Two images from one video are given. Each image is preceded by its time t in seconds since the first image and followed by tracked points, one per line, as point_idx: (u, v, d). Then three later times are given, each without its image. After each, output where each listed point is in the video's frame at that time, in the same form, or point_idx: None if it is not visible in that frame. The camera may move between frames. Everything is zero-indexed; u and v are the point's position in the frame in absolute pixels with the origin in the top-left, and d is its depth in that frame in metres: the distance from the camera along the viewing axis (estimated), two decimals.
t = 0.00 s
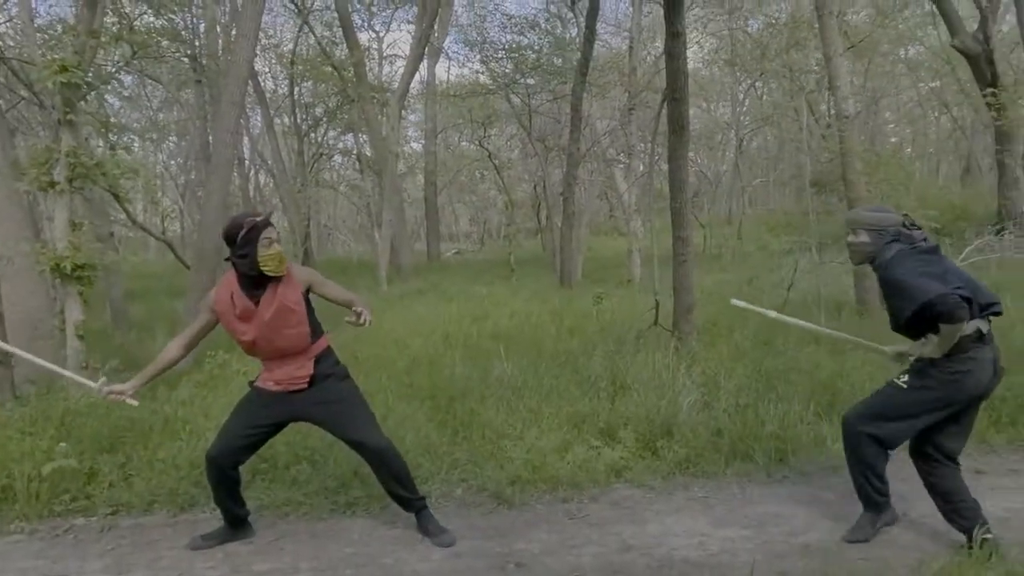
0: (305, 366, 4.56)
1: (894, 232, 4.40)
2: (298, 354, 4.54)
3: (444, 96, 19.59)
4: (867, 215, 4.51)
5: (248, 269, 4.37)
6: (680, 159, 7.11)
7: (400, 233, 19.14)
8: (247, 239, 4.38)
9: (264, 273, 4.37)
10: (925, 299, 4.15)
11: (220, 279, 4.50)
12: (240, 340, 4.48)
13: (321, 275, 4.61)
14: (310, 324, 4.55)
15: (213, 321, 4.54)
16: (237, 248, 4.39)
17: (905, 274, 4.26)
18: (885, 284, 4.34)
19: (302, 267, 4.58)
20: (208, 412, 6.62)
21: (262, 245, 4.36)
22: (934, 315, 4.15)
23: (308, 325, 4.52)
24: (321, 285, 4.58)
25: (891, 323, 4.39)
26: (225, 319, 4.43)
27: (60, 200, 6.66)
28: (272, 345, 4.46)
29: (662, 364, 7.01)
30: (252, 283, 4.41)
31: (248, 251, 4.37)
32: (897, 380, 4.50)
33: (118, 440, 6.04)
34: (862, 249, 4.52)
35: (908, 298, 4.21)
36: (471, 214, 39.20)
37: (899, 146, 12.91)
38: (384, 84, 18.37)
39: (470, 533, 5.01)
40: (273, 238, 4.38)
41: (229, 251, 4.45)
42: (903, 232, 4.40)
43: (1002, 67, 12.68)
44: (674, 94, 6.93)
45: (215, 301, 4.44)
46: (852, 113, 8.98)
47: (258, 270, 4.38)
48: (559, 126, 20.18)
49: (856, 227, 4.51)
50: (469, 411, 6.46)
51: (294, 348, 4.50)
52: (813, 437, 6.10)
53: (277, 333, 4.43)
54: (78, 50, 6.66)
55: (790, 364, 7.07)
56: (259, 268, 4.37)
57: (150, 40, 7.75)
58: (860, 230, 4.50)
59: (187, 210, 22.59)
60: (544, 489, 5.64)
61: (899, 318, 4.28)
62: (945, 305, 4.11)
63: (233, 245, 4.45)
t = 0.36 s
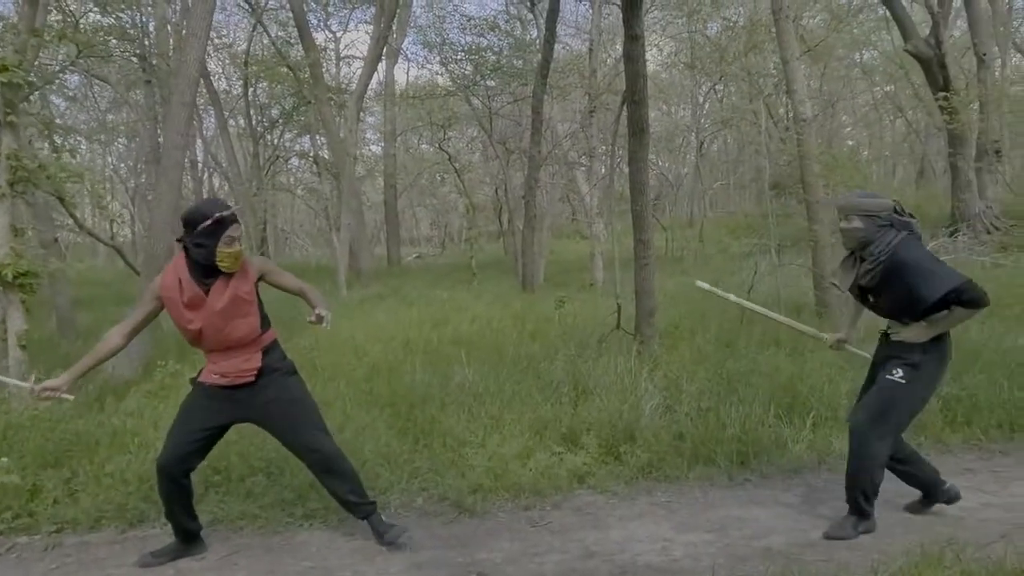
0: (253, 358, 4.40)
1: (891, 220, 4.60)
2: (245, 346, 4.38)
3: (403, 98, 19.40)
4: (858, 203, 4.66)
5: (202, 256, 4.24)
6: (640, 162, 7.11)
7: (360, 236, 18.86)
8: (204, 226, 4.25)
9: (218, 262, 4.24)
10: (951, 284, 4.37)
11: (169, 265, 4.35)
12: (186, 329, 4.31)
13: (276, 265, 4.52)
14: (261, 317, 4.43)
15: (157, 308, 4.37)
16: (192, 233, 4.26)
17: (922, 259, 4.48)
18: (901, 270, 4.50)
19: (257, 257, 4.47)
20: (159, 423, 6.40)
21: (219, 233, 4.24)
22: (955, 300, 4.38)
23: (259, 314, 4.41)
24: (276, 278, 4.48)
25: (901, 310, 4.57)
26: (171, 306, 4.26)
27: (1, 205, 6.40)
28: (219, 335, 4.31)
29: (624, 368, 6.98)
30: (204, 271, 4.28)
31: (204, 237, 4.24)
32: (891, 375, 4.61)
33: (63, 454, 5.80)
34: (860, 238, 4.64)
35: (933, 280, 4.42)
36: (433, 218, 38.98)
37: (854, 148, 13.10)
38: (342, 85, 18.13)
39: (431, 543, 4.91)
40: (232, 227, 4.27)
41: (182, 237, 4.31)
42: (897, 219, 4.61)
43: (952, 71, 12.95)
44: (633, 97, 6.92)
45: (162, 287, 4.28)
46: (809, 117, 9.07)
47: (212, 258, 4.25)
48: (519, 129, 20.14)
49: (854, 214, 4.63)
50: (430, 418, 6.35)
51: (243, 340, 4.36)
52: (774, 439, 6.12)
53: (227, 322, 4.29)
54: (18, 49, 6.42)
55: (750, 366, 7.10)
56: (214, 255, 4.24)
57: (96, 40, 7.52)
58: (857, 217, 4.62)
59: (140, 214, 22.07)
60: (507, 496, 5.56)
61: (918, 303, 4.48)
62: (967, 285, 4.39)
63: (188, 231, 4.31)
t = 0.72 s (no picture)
0: (280, 350, 4.40)
1: (936, 203, 4.85)
2: (271, 337, 4.37)
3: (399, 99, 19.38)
4: (902, 188, 4.89)
5: (239, 239, 4.24)
6: (635, 161, 7.12)
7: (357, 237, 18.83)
8: (241, 207, 4.24)
9: (257, 245, 4.24)
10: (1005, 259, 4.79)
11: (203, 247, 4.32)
12: (218, 314, 4.30)
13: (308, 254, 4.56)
14: (291, 306, 4.45)
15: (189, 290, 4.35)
16: (230, 214, 4.25)
17: (976, 235, 4.83)
18: (962, 245, 4.79)
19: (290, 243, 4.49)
20: (155, 426, 6.39)
21: (257, 214, 4.24)
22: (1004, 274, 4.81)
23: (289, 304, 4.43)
24: (306, 265, 4.54)
25: (964, 285, 4.78)
26: (203, 290, 4.25)
27: None
28: (250, 323, 4.29)
29: (620, 368, 6.99)
30: (239, 255, 4.27)
31: (241, 219, 4.23)
32: (954, 362, 4.85)
33: (59, 458, 5.79)
34: (910, 222, 4.85)
35: (993, 255, 4.78)
36: (429, 220, 38.92)
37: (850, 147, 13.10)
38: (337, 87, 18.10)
39: (428, 545, 4.91)
40: (270, 208, 4.26)
41: (219, 217, 4.29)
42: (940, 205, 4.88)
43: (947, 70, 12.95)
44: (629, 97, 6.93)
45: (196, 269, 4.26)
46: (805, 116, 9.07)
47: (250, 242, 4.25)
48: (515, 129, 20.09)
49: (904, 199, 4.84)
50: (427, 420, 6.36)
51: (272, 329, 4.36)
52: (771, 439, 6.13)
53: (260, 310, 4.30)
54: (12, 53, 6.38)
55: (746, 364, 7.11)
56: (252, 239, 4.24)
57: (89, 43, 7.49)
58: (906, 202, 4.85)
59: (135, 217, 21.99)
60: (504, 498, 5.58)
61: (983, 275, 4.77)
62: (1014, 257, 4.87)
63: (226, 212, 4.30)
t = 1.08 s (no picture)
0: (281, 343, 4.25)
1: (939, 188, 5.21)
2: (277, 326, 4.24)
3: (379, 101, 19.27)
4: (907, 171, 5.22)
5: (252, 216, 4.18)
6: (614, 165, 7.16)
7: (336, 239, 18.74)
8: (254, 181, 4.21)
9: (270, 219, 4.20)
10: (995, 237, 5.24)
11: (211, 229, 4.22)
12: (226, 298, 4.15)
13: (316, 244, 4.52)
14: (295, 296, 4.36)
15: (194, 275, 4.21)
16: (242, 190, 4.21)
17: (972, 216, 5.25)
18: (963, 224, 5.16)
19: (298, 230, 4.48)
20: (129, 431, 6.35)
21: (268, 188, 4.21)
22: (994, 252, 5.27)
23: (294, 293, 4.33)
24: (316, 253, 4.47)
25: (971, 261, 5.08)
26: (214, 271, 4.12)
27: None
28: (259, 307, 4.17)
29: (599, 370, 7.02)
30: (252, 234, 4.21)
31: (253, 191, 4.19)
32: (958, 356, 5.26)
33: (31, 465, 5.74)
34: (919, 203, 5.16)
35: (987, 233, 5.23)
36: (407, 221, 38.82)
37: (824, 153, 13.24)
38: (315, 90, 18.03)
39: (406, 549, 4.91)
40: (279, 180, 4.24)
41: (232, 196, 4.24)
42: (942, 189, 5.23)
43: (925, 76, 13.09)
44: (607, 101, 6.98)
45: (206, 250, 4.14)
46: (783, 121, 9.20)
47: (263, 219, 4.20)
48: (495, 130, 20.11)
49: (915, 181, 5.15)
50: (405, 423, 6.35)
51: (278, 317, 4.24)
52: (747, 440, 6.20)
53: (268, 294, 4.18)
54: None
55: (723, 366, 7.18)
56: (264, 215, 4.19)
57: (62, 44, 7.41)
58: (916, 184, 5.16)
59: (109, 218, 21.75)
60: (483, 501, 5.59)
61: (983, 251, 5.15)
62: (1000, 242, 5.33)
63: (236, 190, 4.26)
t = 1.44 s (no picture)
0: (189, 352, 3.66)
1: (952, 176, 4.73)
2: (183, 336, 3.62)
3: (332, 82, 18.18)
4: (927, 154, 4.66)
5: (139, 209, 3.48)
6: (593, 151, 6.62)
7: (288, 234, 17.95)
8: (130, 169, 3.51)
9: (160, 211, 3.54)
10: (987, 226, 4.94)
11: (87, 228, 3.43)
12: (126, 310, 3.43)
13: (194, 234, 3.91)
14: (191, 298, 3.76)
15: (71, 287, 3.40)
16: (117, 180, 3.48)
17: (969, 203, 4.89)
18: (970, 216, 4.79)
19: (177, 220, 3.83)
20: (58, 450, 5.73)
21: (151, 174, 3.54)
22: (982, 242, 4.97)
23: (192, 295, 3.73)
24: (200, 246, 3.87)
25: (977, 253, 4.71)
26: (107, 279, 3.37)
27: None
28: (165, 318, 3.51)
29: (579, 376, 6.49)
30: (139, 231, 3.52)
31: (130, 180, 3.48)
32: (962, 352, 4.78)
33: None
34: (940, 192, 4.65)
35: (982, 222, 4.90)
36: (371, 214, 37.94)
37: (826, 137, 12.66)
38: (262, 69, 17.13)
39: None
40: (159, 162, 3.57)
41: (103, 192, 3.48)
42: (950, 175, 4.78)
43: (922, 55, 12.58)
44: (584, 81, 6.43)
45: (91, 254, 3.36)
46: (772, 103, 8.68)
47: (149, 211, 3.52)
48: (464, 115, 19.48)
49: (943, 168, 4.55)
50: (367, 438, 5.79)
51: (181, 326, 3.62)
52: (740, 450, 5.69)
53: (173, 300, 3.54)
54: None
55: (713, 371, 6.68)
56: (152, 207, 3.52)
57: None
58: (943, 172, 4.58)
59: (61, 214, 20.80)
60: (453, 523, 5.05)
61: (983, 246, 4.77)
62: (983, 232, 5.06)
63: (104, 181, 3.51)
